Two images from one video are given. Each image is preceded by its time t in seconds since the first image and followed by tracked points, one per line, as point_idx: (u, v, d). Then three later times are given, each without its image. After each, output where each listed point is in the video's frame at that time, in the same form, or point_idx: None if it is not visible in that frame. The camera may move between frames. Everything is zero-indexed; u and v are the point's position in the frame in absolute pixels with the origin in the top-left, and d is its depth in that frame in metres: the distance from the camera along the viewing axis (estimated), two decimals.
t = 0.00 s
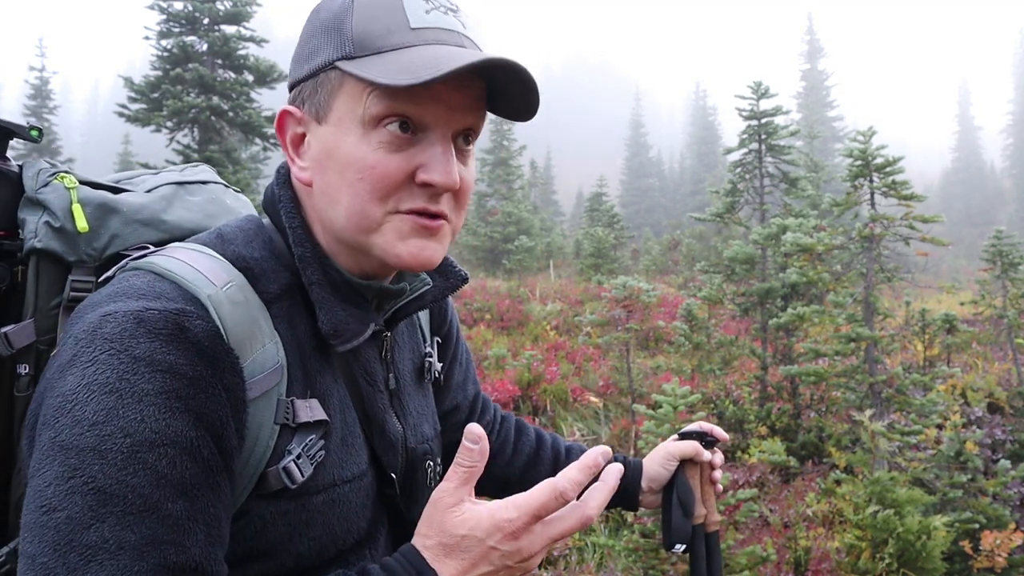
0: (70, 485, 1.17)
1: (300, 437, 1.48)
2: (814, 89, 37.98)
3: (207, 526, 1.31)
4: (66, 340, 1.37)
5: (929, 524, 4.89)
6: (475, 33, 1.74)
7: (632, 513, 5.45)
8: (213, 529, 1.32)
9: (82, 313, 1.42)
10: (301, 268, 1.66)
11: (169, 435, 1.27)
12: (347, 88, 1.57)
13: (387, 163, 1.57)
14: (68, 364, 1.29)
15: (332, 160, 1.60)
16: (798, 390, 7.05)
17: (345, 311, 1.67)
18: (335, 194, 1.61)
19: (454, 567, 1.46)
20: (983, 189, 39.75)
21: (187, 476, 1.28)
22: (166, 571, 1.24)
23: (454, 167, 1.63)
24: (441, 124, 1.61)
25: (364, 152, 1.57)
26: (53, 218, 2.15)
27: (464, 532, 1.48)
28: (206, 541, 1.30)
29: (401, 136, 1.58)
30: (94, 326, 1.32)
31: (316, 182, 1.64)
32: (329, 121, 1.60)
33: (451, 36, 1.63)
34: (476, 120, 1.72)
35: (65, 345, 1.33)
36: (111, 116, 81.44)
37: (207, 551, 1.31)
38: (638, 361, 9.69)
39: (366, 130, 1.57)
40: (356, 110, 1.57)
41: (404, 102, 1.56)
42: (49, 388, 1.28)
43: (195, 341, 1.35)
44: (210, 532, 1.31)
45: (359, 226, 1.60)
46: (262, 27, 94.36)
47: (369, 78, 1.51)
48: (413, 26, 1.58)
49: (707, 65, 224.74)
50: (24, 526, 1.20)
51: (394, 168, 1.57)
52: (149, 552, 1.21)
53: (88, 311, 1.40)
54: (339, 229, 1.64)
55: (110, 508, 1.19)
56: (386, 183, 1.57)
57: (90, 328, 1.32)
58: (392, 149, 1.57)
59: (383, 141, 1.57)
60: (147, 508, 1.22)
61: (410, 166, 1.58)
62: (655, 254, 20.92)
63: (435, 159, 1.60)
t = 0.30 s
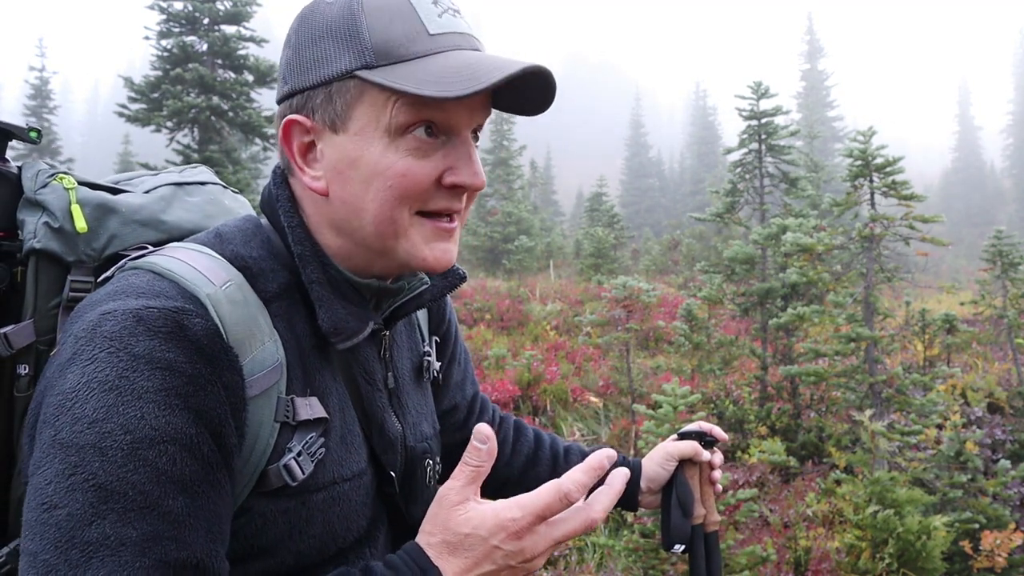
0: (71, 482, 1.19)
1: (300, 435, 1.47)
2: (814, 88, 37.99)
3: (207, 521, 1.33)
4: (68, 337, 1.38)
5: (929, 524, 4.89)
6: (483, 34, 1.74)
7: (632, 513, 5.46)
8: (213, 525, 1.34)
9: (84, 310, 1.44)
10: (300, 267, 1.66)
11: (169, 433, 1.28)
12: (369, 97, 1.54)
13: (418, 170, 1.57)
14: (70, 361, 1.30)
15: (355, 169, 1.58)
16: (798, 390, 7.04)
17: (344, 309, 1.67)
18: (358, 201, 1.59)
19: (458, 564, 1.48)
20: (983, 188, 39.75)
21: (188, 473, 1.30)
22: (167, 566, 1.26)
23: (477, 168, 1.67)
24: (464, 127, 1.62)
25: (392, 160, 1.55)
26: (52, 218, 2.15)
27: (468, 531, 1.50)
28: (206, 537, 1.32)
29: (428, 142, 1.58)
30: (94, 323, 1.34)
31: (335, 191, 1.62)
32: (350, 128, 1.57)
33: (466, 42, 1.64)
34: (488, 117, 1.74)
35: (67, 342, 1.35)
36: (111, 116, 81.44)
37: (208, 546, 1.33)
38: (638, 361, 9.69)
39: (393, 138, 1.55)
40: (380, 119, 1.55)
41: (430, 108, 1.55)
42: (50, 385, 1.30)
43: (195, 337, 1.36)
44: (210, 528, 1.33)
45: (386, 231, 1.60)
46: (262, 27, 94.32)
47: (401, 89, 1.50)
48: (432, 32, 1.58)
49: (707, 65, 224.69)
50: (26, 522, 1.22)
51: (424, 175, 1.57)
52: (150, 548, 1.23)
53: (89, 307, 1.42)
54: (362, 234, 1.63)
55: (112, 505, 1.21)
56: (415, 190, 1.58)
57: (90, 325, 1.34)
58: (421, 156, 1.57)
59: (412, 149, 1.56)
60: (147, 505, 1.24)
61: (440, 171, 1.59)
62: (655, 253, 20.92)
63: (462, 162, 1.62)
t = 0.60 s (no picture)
0: (144, 476, 1.19)
1: (315, 432, 1.49)
2: (814, 88, 38.01)
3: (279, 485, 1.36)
4: (78, 343, 1.35)
5: (929, 524, 4.88)
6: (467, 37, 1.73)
7: (632, 514, 5.46)
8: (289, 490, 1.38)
9: (88, 317, 1.41)
10: (294, 271, 1.66)
11: (227, 412, 1.30)
12: (349, 107, 1.54)
13: (398, 181, 1.56)
14: (99, 364, 1.27)
15: (338, 178, 1.58)
16: (798, 391, 7.04)
17: (340, 312, 1.66)
18: (340, 210, 1.60)
19: (532, 447, 1.60)
20: (983, 189, 39.78)
21: (250, 449, 1.31)
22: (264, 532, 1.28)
23: (461, 178, 1.65)
24: (447, 136, 1.61)
25: (372, 170, 1.55)
26: (50, 216, 2.14)
27: (535, 418, 1.63)
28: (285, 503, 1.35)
29: (409, 152, 1.57)
30: (113, 323, 1.32)
31: (319, 199, 1.62)
32: (332, 137, 1.57)
33: (451, 47, 1.63)
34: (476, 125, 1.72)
35: (83, 350, 1.31)
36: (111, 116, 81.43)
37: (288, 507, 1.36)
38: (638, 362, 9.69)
39: (372, 148, 1.55)
40: (361, 130, 1.55)
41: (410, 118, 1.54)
42: (81, 390, 1.26)
43: (221, 325, 1.38)
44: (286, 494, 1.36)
45: (367, 240, 1.60)
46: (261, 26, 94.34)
47: (379, 100, 1.49)
48: (413, 41, 1.57)
49: (707, 65, 224.76)
50: (97, 527, 1.21)
51: (404, 185, 1.57)
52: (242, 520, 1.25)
53: (95, 314, 1.39)
54: (345, 243, 1.64)
55: (191, 490, 1.21)
56: (397, 200, 1.58)
57: (108, 325, 1.32)
58: (401, 166, 1.56)
59: (392, 158, 1.56)
60: (227, 481, 1.26)
61: (421, 181, 1.58)
62: (655, 254, 20.91)
63: (444, 172, 1.61)
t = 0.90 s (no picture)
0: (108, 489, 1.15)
1: (314, 438, 1.50)
2: (814, 89, 38.02)
3: (245, 522, 1.32)
4: (79, 348, 1.34)
5: (929, 524, 4.89)
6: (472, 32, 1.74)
7: (632, 514, 5.46)
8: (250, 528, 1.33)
9: (93, 323, 1.40)
10: (307, 272, 1.67)
11: (206, 438, 1.26)
12: (361, 105, 1.54)
13: (412, 176, 1.57)
14: (92, 371, 1.26)
15: (350, 176, 1.58)
16: (798, 391, 7.04)
17: (352, 313, 1.68)
18: (352, 209, 1.59)
19: None
20: (982, 189, 39.81)
21: (223, 478, 1.27)
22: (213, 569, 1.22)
23: (473, 171, 1.66)
24: (458, 131, 1.62)
25: (386, 167, 1.55)
26: (56, 218, 2.13)
27: None
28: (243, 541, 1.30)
29: (422, 148, 1.58)
30: (114, 330, 1.31)
31: (331, 198, 1.62)
32: (343, 135, 1.57)
33: (457, 44, 1.65)
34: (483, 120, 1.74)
35: (82, 355, 1.30)
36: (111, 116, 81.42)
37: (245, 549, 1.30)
38: (638, 362, 9.69)
39: (385, 146, 1.55)
40: (373, 127, 1.55)
41: (423, 113, 1.55)
42: (71, 395, 1.25)
43: (219, 345, 1.36)
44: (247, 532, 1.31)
45: (380, 238, 1.60)
46: (262, 27, 94.39)
47: (393, 98, 1.50)
48: (422, 38, 1.58)
49: (707, 65, 224.76)
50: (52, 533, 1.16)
51: (418, 181, 1.57)
52: (195, 552, 1.20)
53: (98, 319, 1.38)
54: (357, 241, 1.64)
55: (152, 512, 1.17)
56: (411, 196, 1.58)
57: (109, 333, 1.30)
58: (415, 161, 1.57)
59: (405, 155, 1.56)
60: (190, 508, 1.21)
61: (434, 177, 1.59)
62: (655, 254, 20.92)
63: (456, 167, 1.62)
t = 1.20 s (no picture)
0: (33, 454, 1.16)
1: (304, 442, 1.49)
2: (813, 88, 38.01)
3: (151, 535, 1.28)
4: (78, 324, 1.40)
5: (929, 524, 4.88)
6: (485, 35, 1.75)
7: (632, 514, 5.46)
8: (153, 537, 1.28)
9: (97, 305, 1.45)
10: (315, 271, 1.67)
11: (145, 435, 1.25)
12: (376, 106, 1.55)
13: (426, 175, 1.57)
14: (75, 345, 1.31)
15: (364, 176, 1.58)
16: (798, 391, 7.04)
17: (358, 313, 1.68)
18: (366, 208, 1.59)
19: None
20: (982, 189, 39.80)
21: (148, 480, 1.25)
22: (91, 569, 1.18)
23: (485, 171, 1.67)
24: (471, 132, 1.63)
25: (401, 167, 1.56)
26: (63, 220, 2.22)
27: None
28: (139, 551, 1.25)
29: (436, 149, 1.59)
30: (106, 314, 1.35)
31: (344, 198, 1.62)
32: (357, 136, 1.57)
33: (471, 46, 1.66)
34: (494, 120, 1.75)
35: (75, 326, 1.35)
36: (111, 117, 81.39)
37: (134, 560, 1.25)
38: (638, 362, 9.70)
39: (400, 145, 1.56)
40: (388, 127, 1.55)
41: (438, 113, 1.56)
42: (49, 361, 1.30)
43: (197, 349, 1.36)
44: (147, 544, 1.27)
45: (394, 237, 1.60)
46: (261, 27, 94.37)
47: (410, 97, 1.50)
48: (437, 40, 1.59)
49: (707, 65, 224.70)
50: None
51: (431, 181, 1.58)
52: (81, 546, 1.16)
53: (100, 301, 1.43)
54: (370, 241, 1.64)
55: (66, 491, 1.16)
56: (425, 196, 1.59)
57: (102, 315, 1.35)
58: (429, 161, 1.58)
59: (420, 155, 1.57)
60: (96, 503, 1.19)
61: (447, 176, 1.60)
62: (655, 253, 20.91)
63: (469, 168, 1.63)
